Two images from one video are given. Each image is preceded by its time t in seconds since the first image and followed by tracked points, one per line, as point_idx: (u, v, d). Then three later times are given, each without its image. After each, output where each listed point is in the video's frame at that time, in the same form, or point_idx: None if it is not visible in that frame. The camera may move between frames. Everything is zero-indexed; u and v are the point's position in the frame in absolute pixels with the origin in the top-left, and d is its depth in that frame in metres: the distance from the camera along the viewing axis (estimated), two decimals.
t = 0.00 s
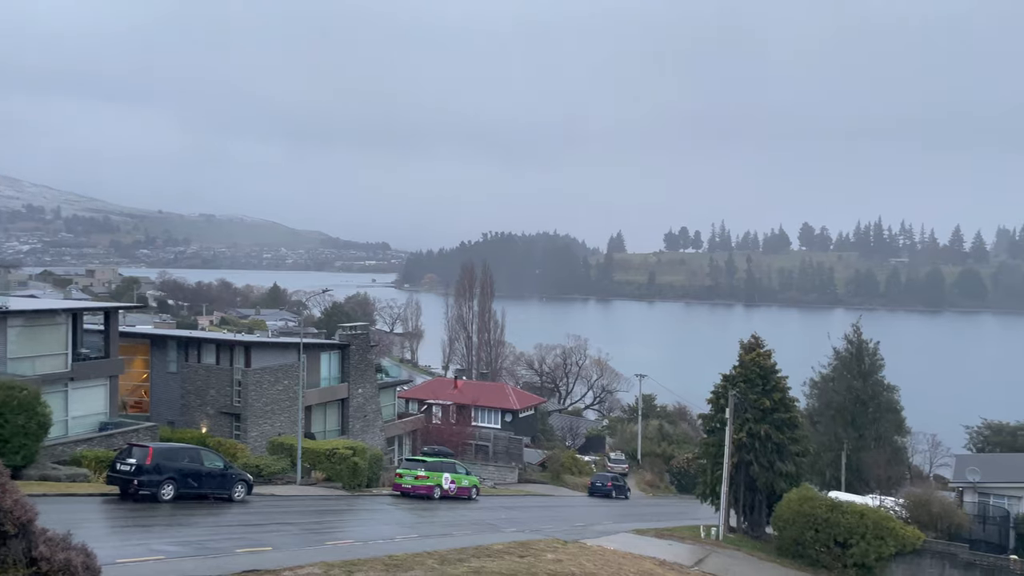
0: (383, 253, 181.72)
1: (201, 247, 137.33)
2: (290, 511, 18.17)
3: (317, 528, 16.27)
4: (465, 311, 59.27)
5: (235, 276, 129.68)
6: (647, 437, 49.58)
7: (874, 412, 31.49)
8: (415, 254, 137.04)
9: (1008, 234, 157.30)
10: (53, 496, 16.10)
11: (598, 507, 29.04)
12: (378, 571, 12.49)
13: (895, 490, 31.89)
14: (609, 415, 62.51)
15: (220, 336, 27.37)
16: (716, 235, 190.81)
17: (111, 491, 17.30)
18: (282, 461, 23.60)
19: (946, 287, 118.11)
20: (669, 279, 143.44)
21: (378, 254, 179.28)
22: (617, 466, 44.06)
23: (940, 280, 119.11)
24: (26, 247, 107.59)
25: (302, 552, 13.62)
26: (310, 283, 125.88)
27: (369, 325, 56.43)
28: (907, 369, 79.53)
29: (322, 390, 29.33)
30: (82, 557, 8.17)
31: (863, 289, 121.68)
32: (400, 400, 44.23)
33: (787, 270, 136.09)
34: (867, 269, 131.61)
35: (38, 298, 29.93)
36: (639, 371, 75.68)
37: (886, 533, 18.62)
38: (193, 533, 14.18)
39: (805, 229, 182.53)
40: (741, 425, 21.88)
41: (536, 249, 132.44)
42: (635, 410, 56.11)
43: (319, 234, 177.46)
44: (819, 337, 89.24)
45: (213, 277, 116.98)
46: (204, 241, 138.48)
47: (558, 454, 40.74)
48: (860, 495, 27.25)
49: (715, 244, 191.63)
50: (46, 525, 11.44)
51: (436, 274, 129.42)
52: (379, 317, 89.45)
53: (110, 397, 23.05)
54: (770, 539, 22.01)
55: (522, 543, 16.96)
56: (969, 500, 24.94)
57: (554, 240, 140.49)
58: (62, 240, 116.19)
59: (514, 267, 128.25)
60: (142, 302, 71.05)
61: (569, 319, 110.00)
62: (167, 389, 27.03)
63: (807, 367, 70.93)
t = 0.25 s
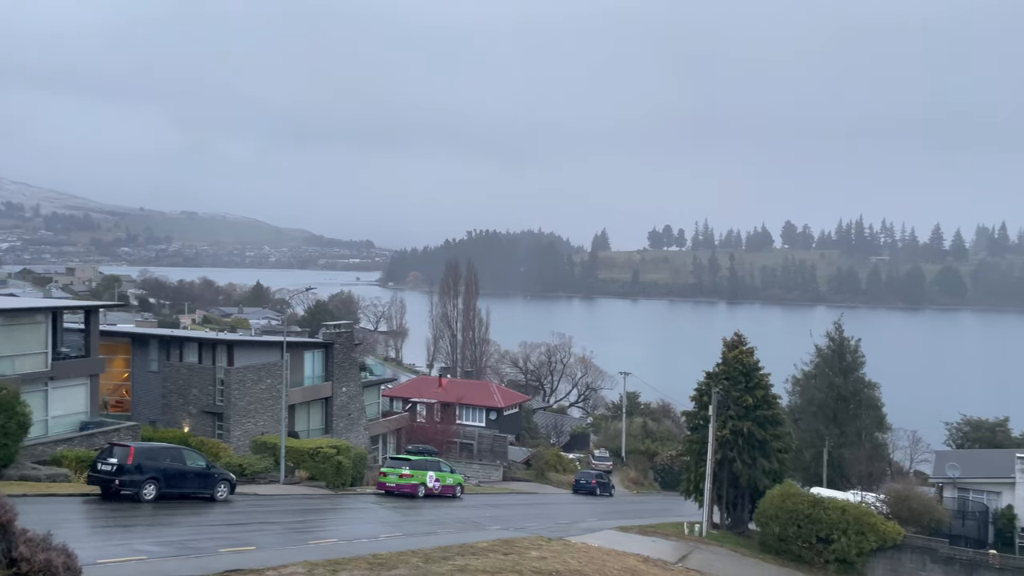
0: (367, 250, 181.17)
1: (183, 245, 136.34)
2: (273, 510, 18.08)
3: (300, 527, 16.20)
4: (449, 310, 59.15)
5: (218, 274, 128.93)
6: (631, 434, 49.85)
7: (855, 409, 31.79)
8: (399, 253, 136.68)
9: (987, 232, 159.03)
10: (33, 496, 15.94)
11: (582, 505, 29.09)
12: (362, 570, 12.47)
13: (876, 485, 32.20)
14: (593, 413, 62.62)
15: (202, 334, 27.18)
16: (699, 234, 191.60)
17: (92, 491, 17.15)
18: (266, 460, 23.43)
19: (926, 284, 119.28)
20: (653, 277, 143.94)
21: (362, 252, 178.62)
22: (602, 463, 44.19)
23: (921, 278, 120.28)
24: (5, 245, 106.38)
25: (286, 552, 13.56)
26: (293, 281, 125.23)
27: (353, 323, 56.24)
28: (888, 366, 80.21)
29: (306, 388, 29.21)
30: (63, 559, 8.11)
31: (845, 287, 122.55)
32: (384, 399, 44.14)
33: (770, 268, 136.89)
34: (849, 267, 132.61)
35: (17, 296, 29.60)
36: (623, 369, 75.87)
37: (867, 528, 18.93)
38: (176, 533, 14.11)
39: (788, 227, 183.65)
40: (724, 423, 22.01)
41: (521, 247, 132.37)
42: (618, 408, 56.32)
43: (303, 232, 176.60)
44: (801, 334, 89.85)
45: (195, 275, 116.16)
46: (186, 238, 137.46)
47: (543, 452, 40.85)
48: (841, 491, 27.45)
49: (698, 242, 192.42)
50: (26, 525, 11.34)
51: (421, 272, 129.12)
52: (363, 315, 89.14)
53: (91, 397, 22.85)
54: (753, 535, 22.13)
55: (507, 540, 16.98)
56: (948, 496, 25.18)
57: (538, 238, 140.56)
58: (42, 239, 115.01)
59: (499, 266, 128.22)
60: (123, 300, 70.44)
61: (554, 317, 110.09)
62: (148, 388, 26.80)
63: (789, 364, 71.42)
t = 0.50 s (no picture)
0: (350, 248, 180.48)
1: (164, 243, 135.15)
2: (255, 509, 17.99)
3: (283, 526, 16.13)
4: (432, 308, 59.00)
5: (199, 273, 128.04)
6: (614, 432, 50.08)
7: (836, 406, 32.05)
8: (383, 251, 136.26)
9: (966, 230, 160.90)
10: (12, 497, 15.77)
11: (566, 502, 29.15)
12: (345, 569, 12.44)
13: (856, 481, 32.48)
14: (577, 411, 62.72)
15: (183, 333, 26.98)
16: (682, 232, 192.33)
17: (71, 492, 17.00)
18: (248, 459, 23.27)
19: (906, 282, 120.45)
20: (636, 275, 144.40)
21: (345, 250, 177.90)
22: (585, 461, 44.31)
23: (901, 276, 121.46)
24: None
25: (268, 551, 13.50)
26: (275, 279, 124.50)
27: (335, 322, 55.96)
28: (869, 364, 80.92)
29: (288, 387, 29.07)
30: (43, 559, 8.04)
31: (826, 285, 123.48)
32: (367, 398, 44.03)
33: (752, 266, 137.73)
34: (830, 265, 133.63)
35: None
36: (607, 367, 76.08)
37: (847, 523, 19.12)
38: (157, 533, 14.00)
39: (770, 226, 184.84)
40: (707, 419, 22.12)
41: (505, 244, 132.26)
42: (602, 405, 56.50)
43: (286, 230, 175.67)
44: (782, 332, 90.46)
45: (177, 274, 115.22)
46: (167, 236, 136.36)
47: (527, 450, 40.90)
48: (822, 487, 27.65)
49: (681, 240, 193.24)
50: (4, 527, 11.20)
51: (404, 270, 128.74)
52: (346, 314, 88.79)
53: (71, 396, 22.62)
54: (735, 531, 22.25)
55: (490, 538, 17.00)
56: (928, 491, 25.40)
57: (522, 236, 140.57)
58: (20, 237, 113.59)
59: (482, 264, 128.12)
60: (103, 299, 69.74)
61: (538, 315, 110.13)
62: (129, 387, 26.56)
63: (771, 362, 71.87)
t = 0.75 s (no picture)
0: (332, 245, 179.57)
1: (144, 241, 133.89)
2: (237, 509, 17.87)
3: (265, 526, 16.05)
4: (415, 306, 58.85)
5: (180, 271, 126.97)
6: (597, 429, 50.29)
7: (816, 402, 32.35)
8: (366, 249, 135.73)
9: (944, 228, 162.72)
10: None
11: (549, 500, 29.21)
12: (328, 569, 12.38)
13: (836, 478, 32.78)
14: (560, 408, 62.86)
15: (163, 331, 26.77)
16: (665, 230, 193.08)
17: (50, 491, 16.84)
18: (229, 459, 23.11)
19: (886, 280, 121.71)
20: (619, 273, 144.78)
21: (328, 248, 177.14)
22: (569, 458, 44.41)
23: (880, 274, 122.73)
24: None
25: (250, 550, 13.43)
26: (257, 277, 123.72)
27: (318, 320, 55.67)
28: (850, 361, 81.67)
29: (270, 386, 28.91)
30: (21, 560, 7.95)
31: (807, 282, 124.51)
32: (351, 396, 43.91)
33: (734, 264, 138.55)
34: (811, 263, 134.66)
35: None
36: (590, 364, 76.34)
37: (828, 519, 19.32)
38: (138, 533, 13.90)
39: (752, 224, 186.04)
40: (689, 417, 22.28)
41: (488, 242, 132.17)
42: (585, 403, 56.63)
43: (268, 228, 174.64)
44: (764, 330, 91.10)
45: (157, 272, 114.18)
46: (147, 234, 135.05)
47: (510, 448, 40.97)
48: (803, 483, 27.87)
49: (664, 238, 194.00)
50: None
51: (387, 268, 128.30)
52: (329, 312, 88.44)
53: (49, 396, 22.37)
54: (717, 527, 22.35)
55: (474, 536, 17.00)
56: (907, 486, 25.68)
57: (506, 234, 140.62)
58: None
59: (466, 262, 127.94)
60: (82, 297, 68.98)
61: (522, 313, 110.24)
62: (109, 386, 26.30)
63: (753, 359, 72.39)
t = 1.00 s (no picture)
0: (314, 243, 178.68)
1: (123, 239, 132.47)
2: (218, 509, 17.76)
3: (247, 525, 15.96)
4: (398, 304, 58.71)
5: (160, 270, 125.82)
6: (580, 427, 50.44)
7: (797, 399, 32.61)
8: (348, 247, 135.15)
9: (922, 226, 164.52)
10: None
11: (532, 498, 29.24)
12: (310, 568, 12.34)
13: (816, 474, 33.04)
14: (543, 406, 62.94)
15: (143, 330, 26.54)
16: (647, 228, 193.76)
17: (28, 492, 16.67)
18: (210, 458, 22.94)
19: (865, 278, 122.87)
20: (602, 271, 145.09)
21: (310, 246, 176.18)
22: (552, 456, 44.48)
23: (860, 272, 123.88)
24: None
25: (231, 550, 13.35)
26: (238, 276, 122.82)
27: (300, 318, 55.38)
28: (830, 359, 82.35)
29: (251, 385, 28.74)
30: None
31: (788, 280, 125.47)
32: (332, 394, 43.76)
33: (716, 262, 139.28)
34: (792, 261, 135.73)
35: None
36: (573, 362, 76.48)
37: (808, 515, 19.53)
38: (118, 534, 13.77)
39: (733, 222, 187.13)
40: (671, 414, 22.38)
41: (471, 240, 132.04)
42: (568, 401, 56.76)
43: (249, 226, 173.37)
44: (745, 327, 91.75)
45: (136, 271, 113.08)
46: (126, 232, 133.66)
47: (493, 446, 40.96)
48: (783, 479, 28.08)
49: (646, 236, 194.73)
50: None
51: (370, 266, 127.82)
52: (310, 310, 87.95)
53: (27, 395, 22.08)
54: (699, 524, 22.47)
55: (456, 535, 16.99)
56: (886, 482, 25.97)
57: (488, 232, 140.49)
58: None
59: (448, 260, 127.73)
60: (60, 296, 68.15)
61: (505, 311, 110.21)
62: (87, 386, 26.00)
63: (735, 356, 72.83)
